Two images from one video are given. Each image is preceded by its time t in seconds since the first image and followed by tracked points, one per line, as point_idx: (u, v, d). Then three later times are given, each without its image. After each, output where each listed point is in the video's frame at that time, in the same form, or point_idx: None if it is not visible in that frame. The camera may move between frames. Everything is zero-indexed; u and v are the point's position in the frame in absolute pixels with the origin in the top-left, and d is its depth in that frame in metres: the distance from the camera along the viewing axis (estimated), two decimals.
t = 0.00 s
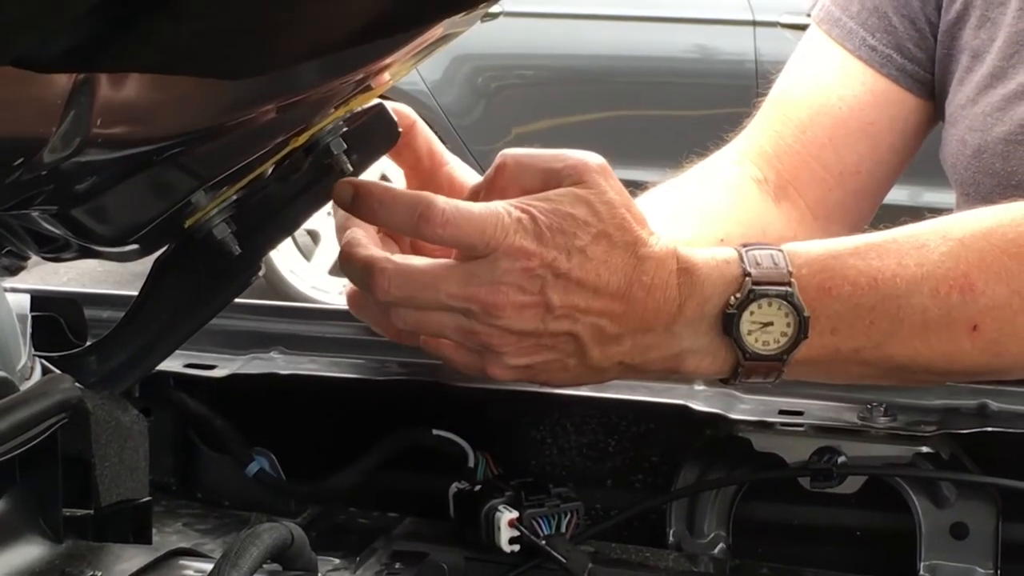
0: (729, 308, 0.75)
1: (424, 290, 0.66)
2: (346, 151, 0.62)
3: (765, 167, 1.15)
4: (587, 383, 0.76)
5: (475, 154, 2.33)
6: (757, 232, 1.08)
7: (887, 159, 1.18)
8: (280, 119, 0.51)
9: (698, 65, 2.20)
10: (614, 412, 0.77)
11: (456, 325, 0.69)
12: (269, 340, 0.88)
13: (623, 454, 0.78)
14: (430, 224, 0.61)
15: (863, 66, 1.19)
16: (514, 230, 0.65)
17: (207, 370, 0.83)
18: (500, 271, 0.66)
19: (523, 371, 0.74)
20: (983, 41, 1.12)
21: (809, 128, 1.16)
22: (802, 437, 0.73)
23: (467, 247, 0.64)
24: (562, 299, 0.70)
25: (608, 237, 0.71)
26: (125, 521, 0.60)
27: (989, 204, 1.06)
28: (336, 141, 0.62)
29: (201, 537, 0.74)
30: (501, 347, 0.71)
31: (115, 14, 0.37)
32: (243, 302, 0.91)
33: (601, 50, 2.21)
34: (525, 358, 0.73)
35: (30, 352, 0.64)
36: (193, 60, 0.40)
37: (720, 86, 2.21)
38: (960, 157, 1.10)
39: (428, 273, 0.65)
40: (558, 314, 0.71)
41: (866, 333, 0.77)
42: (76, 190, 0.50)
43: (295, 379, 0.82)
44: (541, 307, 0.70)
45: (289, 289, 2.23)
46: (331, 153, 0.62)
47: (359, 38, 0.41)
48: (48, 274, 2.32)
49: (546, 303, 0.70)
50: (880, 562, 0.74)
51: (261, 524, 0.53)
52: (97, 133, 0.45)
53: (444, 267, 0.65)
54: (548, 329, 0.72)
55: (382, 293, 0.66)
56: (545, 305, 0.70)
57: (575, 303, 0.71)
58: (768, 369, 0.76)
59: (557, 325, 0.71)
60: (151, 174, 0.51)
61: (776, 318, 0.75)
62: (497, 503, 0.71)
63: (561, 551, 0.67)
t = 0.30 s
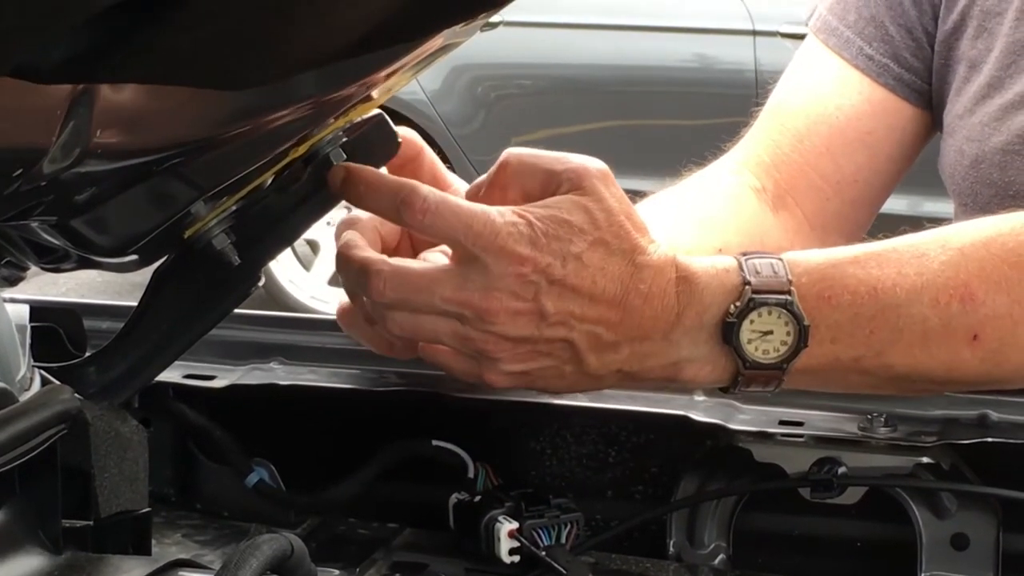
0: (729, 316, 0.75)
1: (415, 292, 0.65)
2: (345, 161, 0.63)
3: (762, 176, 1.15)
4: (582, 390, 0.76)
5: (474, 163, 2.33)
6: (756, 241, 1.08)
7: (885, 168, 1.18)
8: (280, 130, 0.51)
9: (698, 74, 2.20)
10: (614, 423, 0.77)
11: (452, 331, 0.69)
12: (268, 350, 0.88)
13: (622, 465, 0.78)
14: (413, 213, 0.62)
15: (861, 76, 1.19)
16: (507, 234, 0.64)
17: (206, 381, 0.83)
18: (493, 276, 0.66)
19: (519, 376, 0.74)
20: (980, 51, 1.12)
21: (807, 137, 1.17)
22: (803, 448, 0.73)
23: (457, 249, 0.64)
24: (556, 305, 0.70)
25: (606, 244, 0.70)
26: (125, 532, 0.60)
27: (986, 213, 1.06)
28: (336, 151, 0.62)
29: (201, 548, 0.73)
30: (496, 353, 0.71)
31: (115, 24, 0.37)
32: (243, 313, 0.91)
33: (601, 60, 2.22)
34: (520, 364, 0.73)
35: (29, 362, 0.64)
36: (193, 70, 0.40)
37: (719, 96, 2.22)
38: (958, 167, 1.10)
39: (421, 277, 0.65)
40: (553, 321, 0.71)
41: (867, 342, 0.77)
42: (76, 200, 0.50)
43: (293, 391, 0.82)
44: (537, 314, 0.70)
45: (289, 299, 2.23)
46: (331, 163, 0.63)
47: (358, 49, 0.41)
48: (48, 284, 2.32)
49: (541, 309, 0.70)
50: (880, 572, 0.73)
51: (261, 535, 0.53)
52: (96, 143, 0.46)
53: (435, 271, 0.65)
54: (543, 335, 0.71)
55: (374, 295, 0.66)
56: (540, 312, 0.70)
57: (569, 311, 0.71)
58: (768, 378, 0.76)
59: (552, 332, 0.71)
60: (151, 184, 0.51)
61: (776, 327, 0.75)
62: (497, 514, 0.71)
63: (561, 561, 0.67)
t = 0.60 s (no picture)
0: (734, 290, 0.79)
1: (477, 249, 0.66)
2: (343, 161, 0.62)
3: (760, 181, 1.16)
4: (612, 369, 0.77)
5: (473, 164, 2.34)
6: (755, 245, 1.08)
7: (882, 172, 1.20)
8: (279, 129, 0.51)
9: (698, 75, 2.20)
10: (612, 423, 0.77)
11: (501, 301, 0.70)
12: (265, 351, 0.88)
13: (621, 466, 0.78)
14: (475, 171, 0.62)
15: (858, 80, 1.21)
16: (554, 192, 0.67)
17: (204, 381, 0.83)
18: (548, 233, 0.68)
19: (559, 355, 0.74)
20: (977, 52, 1.12)
21: (804, 142, 1.18)
22: (801, 448, 0.73)
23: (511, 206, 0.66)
24: (600, 266, 0.72)
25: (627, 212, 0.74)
26: (122, 531, 0.60)
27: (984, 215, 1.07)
28: (333, 150, 0.62)
29: (198, 548, 0.73)
30: (533, 315, 0.71)
31: (112, 24, 0.37)
32: (241, 312, 0.91)
33: (600, 60, 2.22)
34: (560, 337, 0.73)
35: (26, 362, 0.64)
36: (190, 70, 0.40)
37: (718, 97, 2.22)
38: (957, 168, 1.11)
39: (476, 235, 0.66)
40: (597, 285, 0.73)
41: (868, 324, 0.82)
42: (74, 199, 0.49)
43: (293, 389, 0.82)
44: (585, 275, 0.72)
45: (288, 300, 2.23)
46: (328, 162, 0.62)
47: (355, 49, 0.41)
48: (46, 285, 2.32)
49: (587, 270, 0.71)
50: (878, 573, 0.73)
51: (258, 536, 0.53)
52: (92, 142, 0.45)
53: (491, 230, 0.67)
54: (586, 300, 0.73)
55: (427, 259, 0.67)
56: (585, 273, 0.71)
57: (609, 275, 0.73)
58: (770, 357, 0.80)
59: (595, 297, 0.73)
60: (149, 183, 0.51)
61: (778, 302, 0.80)
62: (495, 514, 0.71)
63: (560, 561, 0.67)
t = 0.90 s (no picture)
0: (730, 274, 0.81)
1: (516, 190, 0.67)
2: (340, 158, 0.63)
3: (758, 185, 1.14)
4: (623, 340, 0.79)
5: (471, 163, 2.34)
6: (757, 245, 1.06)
7: (879, 177, 1.21)
8: (276, 128, 0.51)
9: (696, 74, 2.20)
10: (609, 421, 0.77)
11: (527, 247, 0.71)
12: (262, 348, 0.88)
13: (619, 464, 0.78)
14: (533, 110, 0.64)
15: (854, 84, 1.22)
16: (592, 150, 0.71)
17: (201, 379, 0.83)
18: (583, 187, 0.70)
19: (574, 315, 0.75)
20: (972, 54, 1.13)
21: (803, 145, 1.18)
22: (799, 447, 0.72)
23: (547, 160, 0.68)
24: (627, 231, 0.75)
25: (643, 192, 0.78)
26: (120, 529, 0.59)
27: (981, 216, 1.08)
28: (330, 148, 0.62)
29: (195, 546, 0.72)
30: (559, 271, 0.72)
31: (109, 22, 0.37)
32: (239, 310, 0.91)
33: (598, 58, 2.22)
34: (579, 295, 0.74)
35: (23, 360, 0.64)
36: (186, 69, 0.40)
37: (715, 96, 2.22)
38: (953, 169, 1.11)
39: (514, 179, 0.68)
40: (620, 253, 0.75)
41: (863, 312, 0.83)
42: (71, 197, 0.49)
43: (289, 389, 0.81)
44: (612, 235, 0.74)
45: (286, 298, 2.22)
46: (325, 160, 0.62)
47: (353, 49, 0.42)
48: (42, 283, 2.32)
49: (615, 231, 0.74)
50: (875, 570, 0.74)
51: (255, 533, 0.53)
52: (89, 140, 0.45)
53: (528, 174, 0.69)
54: (610, 261, 0.75)
55: (463, 196, 0.67)
56: (613, 233, 0.74)
57: (636, 242, 0.76)
58: (765, 344, 0.81)
59: (614, 264, 0.75)
60: (146, 182, 0.51)
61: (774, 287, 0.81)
62: (492, 512, 0.71)
63: (557, 559, 0.67)
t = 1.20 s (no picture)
0: (730, 293, 0.78)
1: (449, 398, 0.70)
2: (339, 159, 0.63)
3: (753, 188, 1.19)
4: (633, 407, 0.72)
5: (469, 163, 2.34)
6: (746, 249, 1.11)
7: (877, 182, 1.21)
8: (274, 129, 0.51)
9: (694, 74, 2.21)
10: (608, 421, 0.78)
11: (501, 408, 0.70)
12: (261, 350, 0.88)
13: (619, 465, 0.78)
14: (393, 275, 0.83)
15: (849, 87, 1.21)
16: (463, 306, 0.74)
17: (200, 380, 0.83)
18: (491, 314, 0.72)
19: (581, 401, 0.70)
20: (972, 59, 1.13)
21: (796, 148, 1.19)
22: (798, 447, 0.72)
23: (444, 351, 0.73)
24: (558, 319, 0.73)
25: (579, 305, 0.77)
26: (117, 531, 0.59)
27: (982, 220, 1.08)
28: (329, 149, 0.62)
29: (193, 547, 0.72)
30: (536, 377, 0.70)
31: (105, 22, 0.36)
32: (237, 311, 0.91)
33: (596, 58, 2.22)
34: (564, 385, 0.70)
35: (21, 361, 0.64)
36: (184, 69, 0.39)
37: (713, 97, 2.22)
38: (954, 174, 1.11)
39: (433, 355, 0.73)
40: (557, 327, 0.73)
41: (867, 327, 0.79)
42: (69, 198, 0.49)
43: (289, 388, 0.81)
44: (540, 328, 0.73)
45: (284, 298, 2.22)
46: (324, 161, 0.62)
47: (350, 49, 0.41)
48: (41, 284, 2.33)
49: (536, 324, 0.73)
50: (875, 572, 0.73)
51: (253, 535, 0.53)
52: (87, 141, 0.45)
53: (450, 378, 0.71)
54: (558, 342, 0.72)
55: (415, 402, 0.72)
56: (540, 323, 0.73)
57: (601, 303, 0.76)
58: (776, 360, 0.76)
59: (565, 335, 0.72)
60: (145, 183, 0.51)
61: (777, 301, 0.78)
62: (492, 514, 0.71)
63: (557, 561, 0.67)
